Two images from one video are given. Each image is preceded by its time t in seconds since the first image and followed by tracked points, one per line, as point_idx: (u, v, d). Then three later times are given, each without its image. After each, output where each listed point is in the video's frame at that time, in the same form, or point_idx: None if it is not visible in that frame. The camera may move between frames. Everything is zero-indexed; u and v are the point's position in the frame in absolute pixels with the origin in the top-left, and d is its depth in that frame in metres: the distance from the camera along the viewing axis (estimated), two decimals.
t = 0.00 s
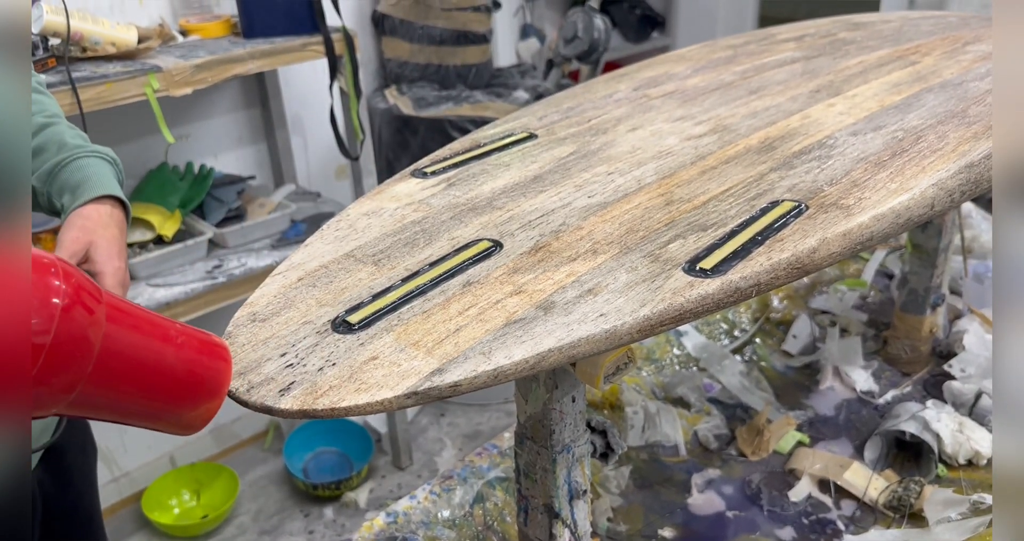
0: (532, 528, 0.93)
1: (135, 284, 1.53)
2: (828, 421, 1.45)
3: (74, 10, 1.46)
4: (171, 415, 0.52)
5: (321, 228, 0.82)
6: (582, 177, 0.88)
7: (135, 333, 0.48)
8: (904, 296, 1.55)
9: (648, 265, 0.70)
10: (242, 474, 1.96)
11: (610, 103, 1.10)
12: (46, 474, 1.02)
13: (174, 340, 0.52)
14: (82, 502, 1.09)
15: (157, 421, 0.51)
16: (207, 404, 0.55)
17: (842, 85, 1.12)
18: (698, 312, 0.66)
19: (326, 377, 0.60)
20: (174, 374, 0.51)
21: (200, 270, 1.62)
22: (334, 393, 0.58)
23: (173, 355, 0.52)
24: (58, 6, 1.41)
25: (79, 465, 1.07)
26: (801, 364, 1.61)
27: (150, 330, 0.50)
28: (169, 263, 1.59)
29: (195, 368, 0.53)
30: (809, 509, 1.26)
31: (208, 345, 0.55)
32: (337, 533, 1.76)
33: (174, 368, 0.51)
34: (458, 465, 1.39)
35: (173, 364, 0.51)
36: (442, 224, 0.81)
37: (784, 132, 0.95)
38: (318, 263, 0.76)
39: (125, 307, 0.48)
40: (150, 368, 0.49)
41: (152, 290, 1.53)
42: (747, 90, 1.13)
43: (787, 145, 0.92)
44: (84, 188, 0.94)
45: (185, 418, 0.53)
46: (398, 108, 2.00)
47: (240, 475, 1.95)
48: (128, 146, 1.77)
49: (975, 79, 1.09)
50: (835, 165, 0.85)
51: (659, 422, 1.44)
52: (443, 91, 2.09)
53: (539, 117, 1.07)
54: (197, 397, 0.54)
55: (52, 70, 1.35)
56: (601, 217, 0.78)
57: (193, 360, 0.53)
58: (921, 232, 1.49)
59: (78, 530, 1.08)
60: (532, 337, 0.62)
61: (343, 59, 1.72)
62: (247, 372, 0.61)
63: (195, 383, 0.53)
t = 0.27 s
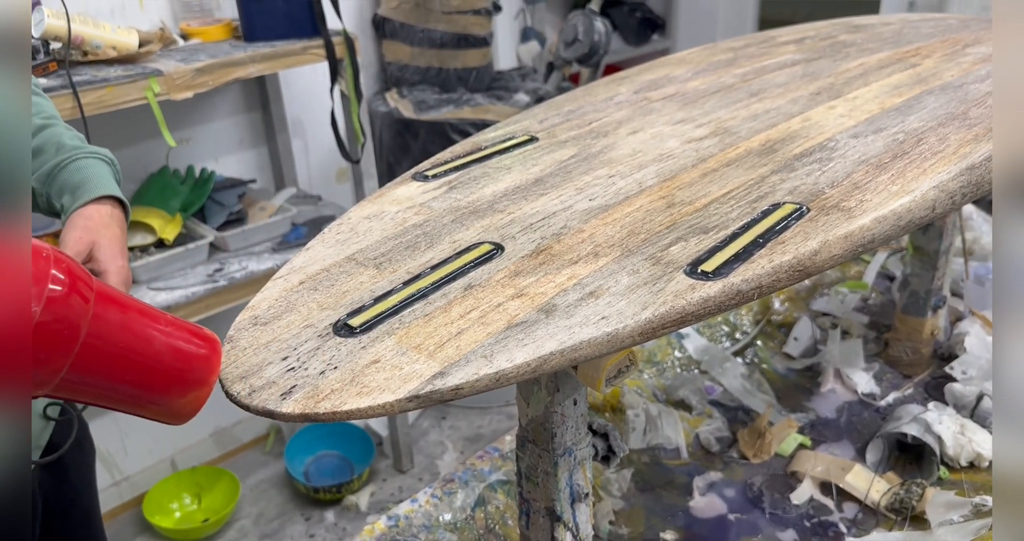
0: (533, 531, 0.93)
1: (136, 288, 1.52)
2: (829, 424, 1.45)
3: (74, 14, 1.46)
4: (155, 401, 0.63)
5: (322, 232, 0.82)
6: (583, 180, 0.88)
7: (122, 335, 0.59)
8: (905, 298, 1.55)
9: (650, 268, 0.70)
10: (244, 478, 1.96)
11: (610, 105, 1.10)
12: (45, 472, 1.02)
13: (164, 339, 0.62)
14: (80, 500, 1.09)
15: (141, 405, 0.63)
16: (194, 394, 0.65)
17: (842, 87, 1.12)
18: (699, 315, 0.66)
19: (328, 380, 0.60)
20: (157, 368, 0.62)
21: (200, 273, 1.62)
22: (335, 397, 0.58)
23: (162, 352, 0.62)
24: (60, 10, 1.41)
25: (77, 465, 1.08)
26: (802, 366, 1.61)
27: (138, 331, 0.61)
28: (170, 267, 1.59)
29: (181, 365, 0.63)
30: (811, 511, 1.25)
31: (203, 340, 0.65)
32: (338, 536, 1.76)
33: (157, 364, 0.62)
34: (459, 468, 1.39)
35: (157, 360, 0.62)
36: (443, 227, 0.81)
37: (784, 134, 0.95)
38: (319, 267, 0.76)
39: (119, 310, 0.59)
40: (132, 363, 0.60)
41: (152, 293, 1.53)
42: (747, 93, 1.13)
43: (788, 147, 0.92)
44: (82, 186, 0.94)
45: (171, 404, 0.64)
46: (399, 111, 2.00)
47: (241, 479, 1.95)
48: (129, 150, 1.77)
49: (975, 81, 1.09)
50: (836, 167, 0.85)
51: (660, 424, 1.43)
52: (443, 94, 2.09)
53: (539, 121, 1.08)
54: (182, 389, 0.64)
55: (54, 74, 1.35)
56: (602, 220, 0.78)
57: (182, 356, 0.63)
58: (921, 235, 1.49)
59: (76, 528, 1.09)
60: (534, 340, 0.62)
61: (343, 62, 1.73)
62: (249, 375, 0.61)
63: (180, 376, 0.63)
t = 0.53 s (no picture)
0: (534, 536, 0.93)
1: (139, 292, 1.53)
2: (830, 427, 1.45)
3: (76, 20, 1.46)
4: (152, 386, 0.69)
5: (323, 238, 0.82)
6: (583, 185, 0.88)
7: (123, 321, 0.66)
8: (905, 302, 1.55)
9: (649, 273, 0.70)
10: (245, 483, 1.96)
11: (610, 111, 1.11)
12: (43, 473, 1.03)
13: (164, 329, 0.69)
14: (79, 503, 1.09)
15: (140, 389, 0.69)
16: (190, 381, 0.71)
17: (841, 92, 1.12)
18: (699, 320, 0.66)
19: (328, 386, 0.60)
20: (155, 355, 0.68)
21: (202, 278, 1.62)
22: (336, 403, 0.58)
23: (162, 341, 0.69)
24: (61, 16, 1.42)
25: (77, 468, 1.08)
26: (803, 370, 1.61)
27: (139, 320, 0.67)
28: (172, 271, 1.59)
29: (178, 354, 0.69)
30: (812, 516, 1.25)
31: (201, 332, 0.72)
32: None
33: (155, 351, 0.68)
34: (460, 473, 1.38)
35: (155, 347, 0.68)
36: (443, 233, 0.81)
37: (784, 139, 0.96)
38: (320, 273, 0.76)
39: (123, 298, 0.66)
40: (132, 348, 0.67)
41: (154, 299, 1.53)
42: (747, 98, 1.13)
43: (787, 152, 0.92)
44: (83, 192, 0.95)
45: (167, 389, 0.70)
46: (399, 116, 2.01)
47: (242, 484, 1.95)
48: (130, 156, 1.77)
49: (974, 85, 1.09)
50: (835, 172, 0.85)
51: (661, 429, 1.43)
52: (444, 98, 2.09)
53: (539, 126, 1.08)
54: (179, 376, 0.70)
55: (55, 80, 1.36)
56: (602, 225, 0.79)
57: (180, 345, 0.69)
58: (921, 239, 1.49)
59: (75, 529, 1.10)
60: (534, 346, 0.63)
61: (344, 67, 1.73)
62: (249, 382, 0.61)
63: (176, 364, 0.69)
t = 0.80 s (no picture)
0: None
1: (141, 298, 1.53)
2: (831, 432, 1.45)
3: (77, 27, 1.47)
4: (149, 359, 0.69)
5: (324, 244, 0.83)
6: (583, 191, 0.88)
7: (121, 293, 0.67)
8: (907, 306, 1.55)
9: (650, 278, 0.70)
10: (246, 488, 1.95)
11: (610, 116, 1.11)
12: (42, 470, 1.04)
13: (161, 302, 0.70)
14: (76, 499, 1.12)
15: (136, 362, 0.69)
16: (187, 357, 0.71)
17: (842, 97, 1.12)
18: (700, 325, 0.66)
19: (329, 392, 0.60)
20: (151, 330, 0.69)
21: (203, 284, 1.62)
22: (337, 409, 0.58)
23: (158, 315, 0.69)
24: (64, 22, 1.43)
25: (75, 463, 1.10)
26: (804, 375, 1.61)
27: (136, 292, 0.68)
28: (174, 277, 1.59)
29: (174, 328, 0.70)
30: (814, 521, 1.25)
31: (197, 309, 0.72)
32: None
33: (152, 323, 0.69)
34: (461, 479, 1.38)
35: (152, 320, 0.69)
36: (444, 239, 0.81)
37: (784, 144, 0.96)
38: (321, 279, 0.76)
39: (122, 270, 0.67)
40: (127, 321, 0.67)
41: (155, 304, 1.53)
42: (747, 103, 1.13)
43: (787, 157, 0.92)
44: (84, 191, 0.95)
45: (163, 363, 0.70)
46: (400, 121, 2.01)
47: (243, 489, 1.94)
48: (132, 161, 1.78)
49: (974, 90, 1.09)
50: (836, 177, 0.85)
51: (662, 434, 1.43)
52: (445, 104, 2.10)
53: (539, 132, 1.08)
54: (175, 349, 0.70)
55: (57, 86, 1.35)
56: (602, 231, 0.79)
57: (176, 320, 0.70)
58: (923, 243, 1.51)
59: (74, 522, 1.13)
60: (535, 351, 0.63)
61: (345, 73, 1.73)
62: (250, 388, 0.61)
63: (173, 339, 0.70)
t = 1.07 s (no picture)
0: None
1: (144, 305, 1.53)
2: (834, 438, 1.44)
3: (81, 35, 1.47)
4: (163, 340, 0.73)
5: (326, 252, 0.83)
6: (585, 198, 0.88)
7: (138, 275, 0.72)
8: (909, 312, 1.54)
9: (652, 286, 0.70)
10: (248, 496, 1.95)
11: (612, 123, 1.11)
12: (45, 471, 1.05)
13: (175, 286, 0.74)
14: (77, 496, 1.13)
15: (152, 343, 0.73)
16: (198, 338, 0.74)
17: (842, 104, 1.13)
18: (701, 333, 0.66)
19: (332, 401, 0.60)
20: (165, 311, 0.73)
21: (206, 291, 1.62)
22: (339, 418, 0.59)
23: (172, 297, 0.73)
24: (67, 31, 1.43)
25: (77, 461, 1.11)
26: (806, 381, 1.61)
27: (153, 275, 0.73)
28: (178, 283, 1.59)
29: (187, 311, 0.74)
30: (816, 527, 1.25)
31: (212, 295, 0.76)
32: None
33: (165, 305, 0.73)
34: (464, 485, 1.38)
35: (166, 302, 0.73)
36: (446, 246, 0.81)
37: (785, 152, 0.96)
38: (323, 287, 0.77)
39: (140, 255, 0.72)
40: (142, 301, 0.72)
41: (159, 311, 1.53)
42: (748, 110, 1.14)
43: (788, 164, 0.92)
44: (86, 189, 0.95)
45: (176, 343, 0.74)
46: (402, 128, 2.02)
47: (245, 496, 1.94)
48: (134, 169, 1.78)
49: (975, 96, 1.10)
50: (837, 185, 0.85)
51: (665, 440, 1.43)
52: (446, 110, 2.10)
53: (540, 139, 1.08)
54: (188, 329, 0.74)
55: (60, 94, 1.38)
56: (604, 238, 0.79)
57: (189, 303, 0.74)
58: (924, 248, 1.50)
59: (76, 521, 1.13)
60: (536, 360, 0.63)
61: (347, 80, 1.74)
62: (252, 397, 0.62)
63: (185, 320, 0.74)
